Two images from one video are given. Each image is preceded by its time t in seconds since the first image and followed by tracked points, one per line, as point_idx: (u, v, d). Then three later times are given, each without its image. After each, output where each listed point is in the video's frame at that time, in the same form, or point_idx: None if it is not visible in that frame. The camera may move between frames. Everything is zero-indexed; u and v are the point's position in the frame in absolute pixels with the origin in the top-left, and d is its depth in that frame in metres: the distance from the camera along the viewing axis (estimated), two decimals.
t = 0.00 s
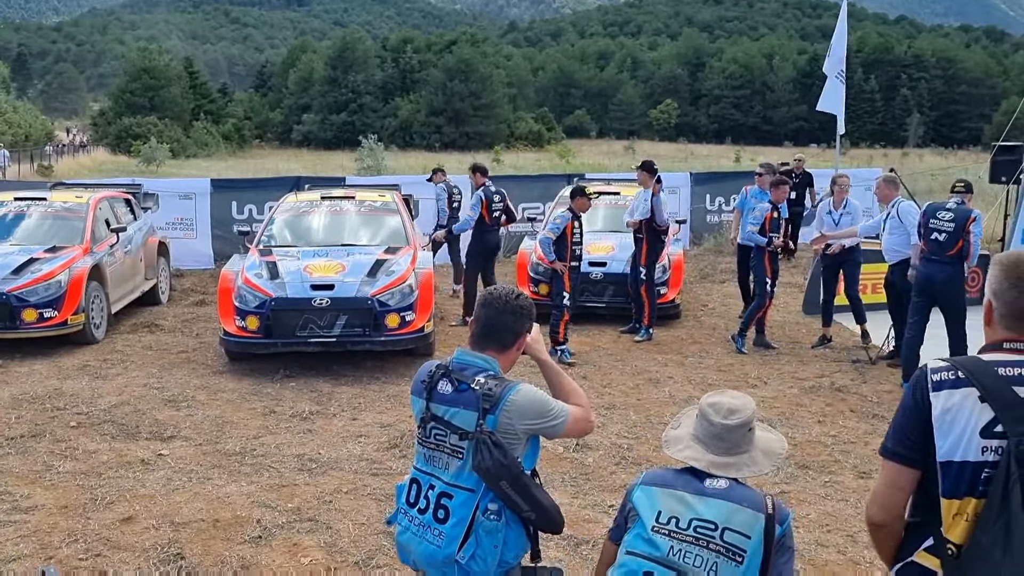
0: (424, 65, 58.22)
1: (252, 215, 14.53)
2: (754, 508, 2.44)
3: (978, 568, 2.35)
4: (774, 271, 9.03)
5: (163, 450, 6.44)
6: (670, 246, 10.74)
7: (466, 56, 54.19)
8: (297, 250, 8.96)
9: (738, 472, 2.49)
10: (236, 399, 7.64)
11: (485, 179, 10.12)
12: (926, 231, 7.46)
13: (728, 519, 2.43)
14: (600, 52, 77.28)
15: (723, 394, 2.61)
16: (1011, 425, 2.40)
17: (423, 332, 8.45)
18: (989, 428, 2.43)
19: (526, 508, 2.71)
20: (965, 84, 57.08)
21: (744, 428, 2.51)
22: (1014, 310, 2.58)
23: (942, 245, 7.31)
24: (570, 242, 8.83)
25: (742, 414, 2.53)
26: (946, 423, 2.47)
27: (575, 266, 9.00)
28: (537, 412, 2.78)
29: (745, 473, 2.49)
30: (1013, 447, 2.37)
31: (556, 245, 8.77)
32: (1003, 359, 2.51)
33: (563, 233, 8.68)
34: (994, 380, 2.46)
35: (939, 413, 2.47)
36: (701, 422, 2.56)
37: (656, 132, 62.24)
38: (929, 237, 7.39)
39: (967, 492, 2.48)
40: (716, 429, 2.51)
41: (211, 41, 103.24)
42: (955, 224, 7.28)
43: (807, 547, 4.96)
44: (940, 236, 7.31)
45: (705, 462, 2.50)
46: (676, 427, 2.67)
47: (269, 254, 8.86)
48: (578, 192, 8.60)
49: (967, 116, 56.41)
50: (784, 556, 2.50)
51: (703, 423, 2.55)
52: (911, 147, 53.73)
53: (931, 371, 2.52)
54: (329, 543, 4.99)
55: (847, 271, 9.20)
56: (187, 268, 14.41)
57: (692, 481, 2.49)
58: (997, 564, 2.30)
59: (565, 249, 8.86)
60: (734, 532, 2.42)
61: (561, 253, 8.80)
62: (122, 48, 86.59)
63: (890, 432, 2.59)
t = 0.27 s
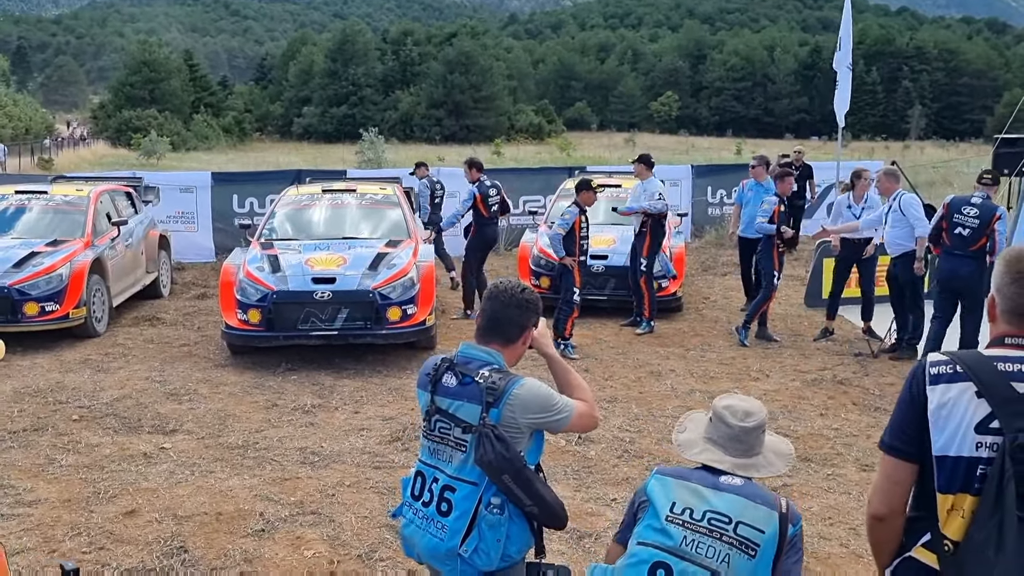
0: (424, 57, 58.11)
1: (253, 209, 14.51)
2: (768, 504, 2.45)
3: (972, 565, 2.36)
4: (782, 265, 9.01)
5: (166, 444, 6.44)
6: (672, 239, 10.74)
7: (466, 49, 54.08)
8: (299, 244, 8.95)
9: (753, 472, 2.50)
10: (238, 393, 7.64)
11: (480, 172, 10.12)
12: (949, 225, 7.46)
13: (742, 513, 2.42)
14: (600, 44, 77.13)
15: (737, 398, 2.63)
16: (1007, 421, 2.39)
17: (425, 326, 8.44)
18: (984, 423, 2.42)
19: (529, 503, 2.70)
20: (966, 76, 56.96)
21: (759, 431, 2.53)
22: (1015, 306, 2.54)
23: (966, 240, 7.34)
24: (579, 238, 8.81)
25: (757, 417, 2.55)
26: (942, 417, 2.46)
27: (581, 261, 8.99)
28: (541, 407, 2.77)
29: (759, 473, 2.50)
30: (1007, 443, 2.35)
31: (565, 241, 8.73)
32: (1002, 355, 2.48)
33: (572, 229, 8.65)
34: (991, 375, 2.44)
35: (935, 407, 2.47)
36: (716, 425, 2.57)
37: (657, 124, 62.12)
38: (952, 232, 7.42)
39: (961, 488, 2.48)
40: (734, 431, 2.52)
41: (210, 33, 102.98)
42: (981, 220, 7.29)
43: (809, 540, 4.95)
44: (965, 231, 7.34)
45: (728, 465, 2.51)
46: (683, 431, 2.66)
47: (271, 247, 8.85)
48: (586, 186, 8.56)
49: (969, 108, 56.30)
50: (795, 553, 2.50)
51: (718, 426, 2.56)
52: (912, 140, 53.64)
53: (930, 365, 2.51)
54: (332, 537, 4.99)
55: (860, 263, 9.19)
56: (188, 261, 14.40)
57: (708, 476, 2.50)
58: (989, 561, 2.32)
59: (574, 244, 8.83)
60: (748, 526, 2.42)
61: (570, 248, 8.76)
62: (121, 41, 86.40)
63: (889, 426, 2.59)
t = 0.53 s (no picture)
0: (424, 47, 57.92)
1: (255, 200, 14.45)
2: (790, 499, 2.40)
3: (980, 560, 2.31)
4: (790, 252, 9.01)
5: (169, 437, 6.40)
6: (676, 228, 10.66)
7: (467, 38, 53.89)
8: (301, 235, 8.90)
9: (773, 467, 2.46)
10: (242, 385, 7.61)
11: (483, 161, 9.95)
12: (968, 212, 7.43)
13: (765, 506, 2.38)
14: (600, 32, 76.89)
15: (754, 396, 2.59)
16: (1016, 413, 2.31)
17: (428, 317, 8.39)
18: (993, 415, 2.35)
19: (536, 499, 2.64)
20: (969, 63, 56.75)
21: (776, 428, 2.49)
22: None
23: (985, 227, 7.33)
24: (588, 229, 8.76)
25: (774, 413, 2.51)
26: (950, 409, 2.39)
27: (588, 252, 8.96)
28: (548, 401, 2.72)
29: (779, 469, 2.46)
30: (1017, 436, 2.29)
31: (575, 233, 8.67)
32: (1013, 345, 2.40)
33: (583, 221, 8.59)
34: (1001, 366, 2.37)
35: (943, 399, 2.40)
36: (733, 420, 2.53)
37: (658, 112, 61.91)
38: (971, 219, 7.40)
39: (970, 482, 2.41)
40: (748, 427, 2.48)
41: (210, 24, 102.63)
42: (1000, 207, 7.28)
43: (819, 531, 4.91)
44: (984, 219, 7.33)
45: (739, 459, 2.47)
46: (708, 428, 2.63)
47: (274, 239, 8.80)
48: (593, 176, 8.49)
49: (972, 95, 56.11)
50: (818, 547, 2.45)
51: (735, 422, 2.52)
52: (915, 127, 53.46)
53: (939, 356, 2.44)
54: (337, 530, 4.96)
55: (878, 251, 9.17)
56: (190, 253, 14.34)
57: (729, 470, 2.45)
58: (997, 556, 2.27)
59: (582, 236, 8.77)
60: (771, 520, 2.37)
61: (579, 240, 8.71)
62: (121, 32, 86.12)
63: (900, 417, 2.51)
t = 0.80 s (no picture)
0: (422, 43, 57.81)
1: (253, 196, 14.40)
2: (811, 499, 2.38)
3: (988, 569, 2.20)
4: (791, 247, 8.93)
5: (169, 436, 6.36)
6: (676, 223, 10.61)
7: (464, 33, 53.78)
8: (301, 231, 8.86)
9: (793, 467, 2.42)
10: (241, 383, 7.56)
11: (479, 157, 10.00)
12: (975, 207, 7.38)
13: (786, 506, 2.35)
14: (598, 27, 76.81)
15: (773, 395, 2.55)
16: None
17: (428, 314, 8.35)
18: (1002, 417, 2.25)
19: (540, 503, 2.60)
20: (967, 57, 56.71)
21: (795, 427, 2.44)
22: None
23: (992, 221, 7.30)
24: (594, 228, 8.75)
25: (793, 412, 2.47)
26: (957, 413, 2.29)
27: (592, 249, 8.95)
28: (554, 404, 2.66)
29: (799, 469, 2.42)
30: None
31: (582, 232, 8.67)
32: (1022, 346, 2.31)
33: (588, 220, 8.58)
34: (1010, 367, 2.26)
35: (950, 402, 2.29)
36: (751, 420, 2.49)
37: (656, 107, 61.84)
38: (978, 214, 7.36)
39: (979, 487, 2.31)
40: (769, 427, 2.44)
41: (206, 20, 102.37)
42: (1006, 202, 7.21)
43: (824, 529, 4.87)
44: (990, 213, 7.28)
45: (761, 459, 2.42)
46: (720, 427, 2.59)
47: (272, 235, 8.75)
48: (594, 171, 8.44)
49: (970, 88, 56.07)
50: (839, 549, 2.42)
51: (753, 421, 2.48)
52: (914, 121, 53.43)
53: (945, 358, 2.33)
54: (339, 529, 4.92)
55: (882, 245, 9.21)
56: (188, 250, 14.30)
57: (749, 470, 2.42)
58: (1004, 564, 2.16)
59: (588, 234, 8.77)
60: (793, 520, 2.34)
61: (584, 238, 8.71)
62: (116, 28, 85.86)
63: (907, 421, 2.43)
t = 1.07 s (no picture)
0: (412, 39, 57.65)
1: (243, 194, 14.31)
2: (823, 500, 2.35)
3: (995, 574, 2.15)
4: (784, 247, 8.89)
5: (160, 436, 6.29)
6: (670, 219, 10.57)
7: (454, 30, 53.66)
8: (292, 229, 8.79)
9: (806, 468, 2.40)
10: (233, 382, 7.50)
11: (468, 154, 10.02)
12: (972, 205, 7.40)
13: (800, 507, 2.32)
14: (588, 24, 76.71)
15: (782, 396, 2.52)
16: None
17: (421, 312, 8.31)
18: (1010, 418, 2.22)
19: (543, 510, 2.55)
20: (956, 52, 56.86)
21: (808, 428, 2.43)
22: None
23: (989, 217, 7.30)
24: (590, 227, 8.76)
25: (807, 412, 2.46)
26: (963, 416, 2.25)
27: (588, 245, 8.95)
28: (563, 410, 2.62)
29: (812, 470, 2.40)
30: None
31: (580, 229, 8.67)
32: None
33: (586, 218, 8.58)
34: (1015, 368, 2.23)
35: (955, 405, 2.25)
36: (764, 421, 2.46)
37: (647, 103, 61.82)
38: (976, 211, 7.37)
39: (987, 490, 2.27)
40: (785, 427, 2.41)
41: (195, 16, 101.85)
42: (1002, 197, 7.20)
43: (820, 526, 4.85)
44: (987, 209, 7.28)
45: (778, 461, 2.40)
46: (727, 427, 2.55)
47: (263, 233, 8.68)
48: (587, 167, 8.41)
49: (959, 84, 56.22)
50: (853, 549, 2.39)
51: (767, 422, 2.45)
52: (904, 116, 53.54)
53: (948, 360, 2.29)
54: (333, 530, 4.87)
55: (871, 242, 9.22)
56: (178, 248, 14.20)
57: (761, 470, 2.39)
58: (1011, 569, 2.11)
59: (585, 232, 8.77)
60: (806, 520, 2.31)
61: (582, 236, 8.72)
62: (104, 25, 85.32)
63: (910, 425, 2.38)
